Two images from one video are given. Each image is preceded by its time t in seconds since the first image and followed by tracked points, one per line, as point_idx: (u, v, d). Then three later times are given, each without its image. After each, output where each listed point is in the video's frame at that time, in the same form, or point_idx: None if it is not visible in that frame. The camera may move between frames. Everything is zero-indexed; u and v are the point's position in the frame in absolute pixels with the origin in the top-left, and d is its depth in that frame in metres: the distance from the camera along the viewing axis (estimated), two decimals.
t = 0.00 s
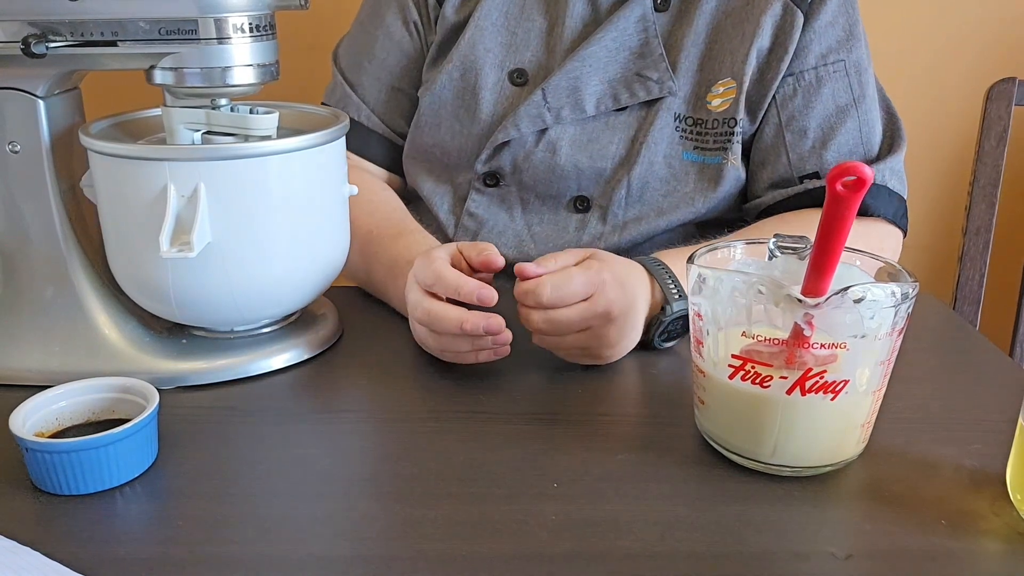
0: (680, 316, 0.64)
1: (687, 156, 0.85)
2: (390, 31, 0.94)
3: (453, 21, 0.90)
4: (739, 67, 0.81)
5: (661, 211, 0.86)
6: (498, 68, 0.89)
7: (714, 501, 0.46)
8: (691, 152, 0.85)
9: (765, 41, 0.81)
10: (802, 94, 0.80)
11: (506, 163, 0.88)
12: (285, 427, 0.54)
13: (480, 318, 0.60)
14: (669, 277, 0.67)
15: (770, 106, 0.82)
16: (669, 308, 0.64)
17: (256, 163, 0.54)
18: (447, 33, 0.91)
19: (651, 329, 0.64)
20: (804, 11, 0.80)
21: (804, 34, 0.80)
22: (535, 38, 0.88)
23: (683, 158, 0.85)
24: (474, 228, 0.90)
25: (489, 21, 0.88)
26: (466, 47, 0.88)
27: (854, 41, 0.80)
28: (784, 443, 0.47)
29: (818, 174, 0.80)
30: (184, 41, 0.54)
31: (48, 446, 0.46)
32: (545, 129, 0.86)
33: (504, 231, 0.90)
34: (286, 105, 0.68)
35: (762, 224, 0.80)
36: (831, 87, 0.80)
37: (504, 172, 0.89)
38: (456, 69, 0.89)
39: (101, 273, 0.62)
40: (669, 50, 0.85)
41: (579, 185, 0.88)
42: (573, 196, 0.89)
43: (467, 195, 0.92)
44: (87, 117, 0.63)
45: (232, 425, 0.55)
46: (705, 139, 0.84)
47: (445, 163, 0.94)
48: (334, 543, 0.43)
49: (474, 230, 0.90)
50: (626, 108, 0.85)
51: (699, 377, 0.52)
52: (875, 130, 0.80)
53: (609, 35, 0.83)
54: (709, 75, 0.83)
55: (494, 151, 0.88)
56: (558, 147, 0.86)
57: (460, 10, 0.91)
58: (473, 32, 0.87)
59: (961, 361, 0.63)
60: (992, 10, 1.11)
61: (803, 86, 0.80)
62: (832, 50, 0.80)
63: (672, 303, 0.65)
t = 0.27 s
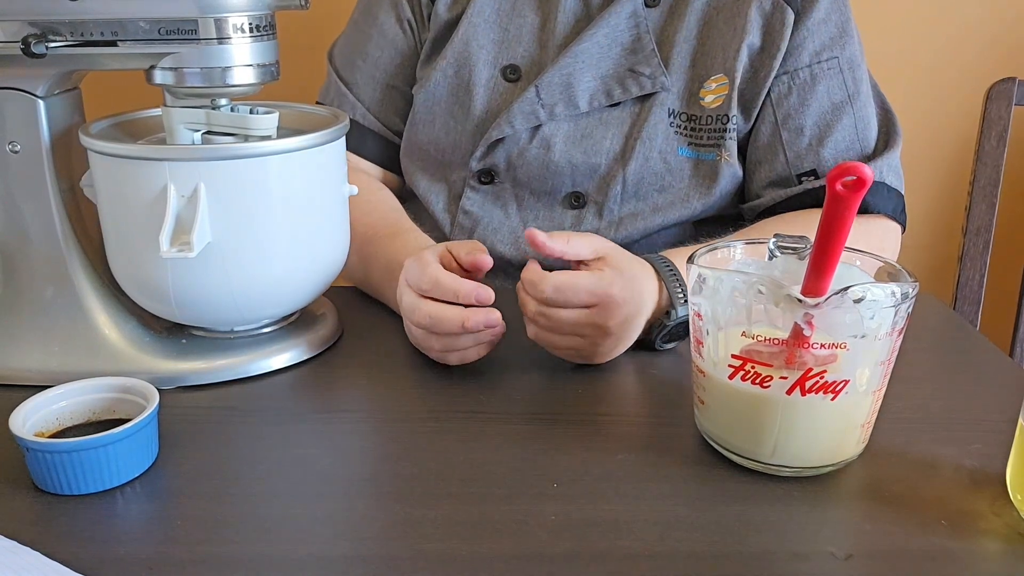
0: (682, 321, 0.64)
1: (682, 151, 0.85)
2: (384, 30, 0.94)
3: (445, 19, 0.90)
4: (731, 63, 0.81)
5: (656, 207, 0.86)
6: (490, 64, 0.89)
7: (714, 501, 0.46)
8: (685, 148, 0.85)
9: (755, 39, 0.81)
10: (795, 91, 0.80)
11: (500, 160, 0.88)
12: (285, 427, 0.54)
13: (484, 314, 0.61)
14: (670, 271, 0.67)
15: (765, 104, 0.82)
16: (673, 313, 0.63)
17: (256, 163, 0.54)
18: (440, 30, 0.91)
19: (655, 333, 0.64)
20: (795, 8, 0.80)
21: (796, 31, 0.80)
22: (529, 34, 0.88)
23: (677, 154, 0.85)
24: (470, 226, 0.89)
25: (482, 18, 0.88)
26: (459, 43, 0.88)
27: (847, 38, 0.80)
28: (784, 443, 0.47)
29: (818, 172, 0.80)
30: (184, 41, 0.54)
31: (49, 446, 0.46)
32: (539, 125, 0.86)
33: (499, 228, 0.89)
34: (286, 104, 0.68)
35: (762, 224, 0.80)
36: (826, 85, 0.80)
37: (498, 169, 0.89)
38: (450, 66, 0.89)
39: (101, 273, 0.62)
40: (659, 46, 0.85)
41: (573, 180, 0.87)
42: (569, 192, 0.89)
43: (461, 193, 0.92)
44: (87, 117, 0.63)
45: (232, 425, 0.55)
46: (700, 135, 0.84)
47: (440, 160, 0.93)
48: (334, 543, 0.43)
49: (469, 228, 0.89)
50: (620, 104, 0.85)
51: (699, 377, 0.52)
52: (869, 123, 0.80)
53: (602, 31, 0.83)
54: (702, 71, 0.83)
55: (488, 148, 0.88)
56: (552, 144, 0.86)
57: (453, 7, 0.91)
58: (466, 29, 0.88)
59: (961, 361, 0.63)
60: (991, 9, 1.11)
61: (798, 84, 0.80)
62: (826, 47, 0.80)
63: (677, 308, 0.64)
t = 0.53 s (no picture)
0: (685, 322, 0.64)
1: (682, 150, 0.85)
2: (384, 28, 0.93)
3: (446, 17, 0.90)
4: (731, 63, 0.81)
5: (656, 206, 0.86)
6: (489, 63, 0.89)
7: (714, 501, 0.46)
8: (686, 147, 0.85)
9: (755, 38, 0.81)
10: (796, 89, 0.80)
11: (499, 158, 0.88)
12: (285, 427, 0.54)
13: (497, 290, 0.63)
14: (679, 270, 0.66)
15: (765, 104, 0.82)
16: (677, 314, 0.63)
17: (256, 163, 0.54)
18: (442, 29, 0.91)
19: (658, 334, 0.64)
20: (795, 8, 0.80)
21: (795, 31, 0.80)
22: (528, 34, 0.88)
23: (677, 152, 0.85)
24: (470, 224, 0.90)
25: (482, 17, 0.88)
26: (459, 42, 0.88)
27: (847, 37, 0.80)
28: (784, 443, 0.47)
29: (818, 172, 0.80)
30: (184, 41, 0.54)
31: (49, 446, 0.46)
32: (538, 124, 0.86)
33: (499, 226, 0.89)
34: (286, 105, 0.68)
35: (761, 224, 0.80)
36: (826, 85, 0.80)
37: (498, 167, 0.89)
38: (450, 64, 0.89)
39: (101, 273, 0.61)
40: (659, 45, 0.85)
41: (573, 178, 0.87)
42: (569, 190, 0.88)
43: (461, 190, 0.92)
44: (87, 117, 0.63)
45: (232, 424, 0.55)
46: (699, 134, 0.84)
47: (439, 157, 0.93)
48: (333, 543, 0.43)
49: (469, 226, 0.90)
50: (620, 102, 0.85)
51: (699, 377, 0.52)
52: (869, 122, 0.80)
53: (602, 30, 0.83)
54: (702, 70, 0.83)
55: (487, 147, 0.88)
56: (551, 142, 0.86)
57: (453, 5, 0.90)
58: (466, 27, 0.88)
59: (961, 361, 0.63)
60: (990, 10, 1.11)
61: (798, 84, 0.80)
62: (826, 47, 0.80)
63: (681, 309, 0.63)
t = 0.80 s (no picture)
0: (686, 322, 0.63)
1: (685, 151, 0.85)
2: (386, 30, 0.93)
3: (449, 18, 0.90)
4: (732, 64, 0.81)
5: (658, 207, 0.86)
6: (490, 65, 0.89)
7: (714, 500, 0.46)
8: (688, 148, 0.85)
9: (757, 39, 0.81)
10: (798, 91, 0.80)
11: (502, 159, 0.88)
12: (285, 427, 0.54)
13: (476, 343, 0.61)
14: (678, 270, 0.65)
15: (767, 105, 0.82)
16: (679, 315, 0.62)
17: (256, 163, 0.54)
18: (444, 29, 0.91)
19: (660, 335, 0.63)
20: (797, 9, 0.80)
21: (797, 32, 0.80)
22: (530, 35, 0.88)
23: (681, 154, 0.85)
24: (472, 224, 0.90)
25: (484, 19, 0.88)
26: (462, 44, 0.88)
27: (848, 38, 0.80)
28: (784, 443, 0.47)
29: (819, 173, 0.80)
30: (184, 41, 0.54)
31: (49, 446, 0.46)
32: (540, 125, 0.86)
33: (501, 225, 0.90)
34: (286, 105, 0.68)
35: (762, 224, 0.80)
36: (828, 86, 0.80)
37: (501, 168, 0.89)
38: (451, 65, 0.89)
39: (101, 273, 0.61)
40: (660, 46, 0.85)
41: (575, 180, 0.87)
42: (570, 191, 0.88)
43: (465, 189, 0.92)
44: (87, 117, 0.63)
45: (232, 424, 0.55)
46: (701, 135, 0.84)
47: (443, 158, 0.93)
48: (333, 543, 0.43)
49: (471, 225, 0.90)
50: (623, 104, 0.85)
51: (699, 377, 0.52)
52: (870, 124, 0.80)
53: (603, 33, 0.83)
54: (703, 71, 0.83)
55: (490, 148, 0.88)
56: (554, 143, 0.86)
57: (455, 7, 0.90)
58: (467, 28, 0.88)
59: (961, 361, 0.63)
60: (991, 11, 1.11)
61: (800, 85, 0.80)
62: (828, 48, 0.80)
63: (682, 310, 0.62)
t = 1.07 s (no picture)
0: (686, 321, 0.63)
1: (683, 153, 0.85)
2: (384, 33, 0.94)
3: (445, 22, 0.90)
4: (731, 65, 0.81)
5: (658, 209, 0.86)
6: (489, 67, 0.89)
7: (714, 500, 0.46)
8: (687, 150, 0.85)
9: (756, 40, 0.81)
10: (796, 93, 0.80)
11: (501, 162, 0.88)
12: (285, 427, 0.54)
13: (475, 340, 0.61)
14: (677, 269, 0.66)
15: (766, 106, 0.82)
16: (678, 315, 0.62)
17: (256, 163, 0.54)
18: (441, 33, 0.91)
19: (660, 334, 0.63)
20: (795, 9, 0.80)
21: (796, 33, 0.80)
22: (527, 37, 0.88)
23: (680, 156, 0.85)
24: (471, 226, 0.90)
25: (481, 22, 0.88)
26: (460, 46, 0.88)
27: (847, 39, 0.80)
28: (784, 443, 0.47)
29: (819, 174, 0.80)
30: (184, 41, 0.54)
31: (50, 446, 0.46)
32: (539, 128, 0.86)
33: (501, 227, 0.90)
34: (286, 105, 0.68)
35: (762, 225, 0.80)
36: (827, 86, 0.80)
37: (499, 171, 0.89)
38: (449, 69, 0.89)
39: (101, 273, 0.61)
40: (659, 48, 0.85)
41: (575, 183, 0.87)
42: (569, 194, 0.88)
43: (464, 192, 0.92)
44: (87, 117, 0.63)
45: (232, 424, 0.55)
46: (700, 137, 0.84)
47: (441, 161, 0.93)
48: (333, 543, 0.43)
49: (470, 228, 0.90)
50: (622, 106, 0.85)
51: (699, 377, 0.51)
52: (870, 124, 0.80)
53: (600, 36, 0.83)
54: (702, 73, 0.83)
55: (489, 151, 0.88)
56: (552, 146, 0.86)
57: (451, 11, 0.91)
58: (465, 31, 0.88)
59: (961, 361, 0.63)
60: (990, 11, 1.11)
61: (798, 86, 0.80)
62: (827, 48, 0.80)
63: (682, 309, 0.62)
